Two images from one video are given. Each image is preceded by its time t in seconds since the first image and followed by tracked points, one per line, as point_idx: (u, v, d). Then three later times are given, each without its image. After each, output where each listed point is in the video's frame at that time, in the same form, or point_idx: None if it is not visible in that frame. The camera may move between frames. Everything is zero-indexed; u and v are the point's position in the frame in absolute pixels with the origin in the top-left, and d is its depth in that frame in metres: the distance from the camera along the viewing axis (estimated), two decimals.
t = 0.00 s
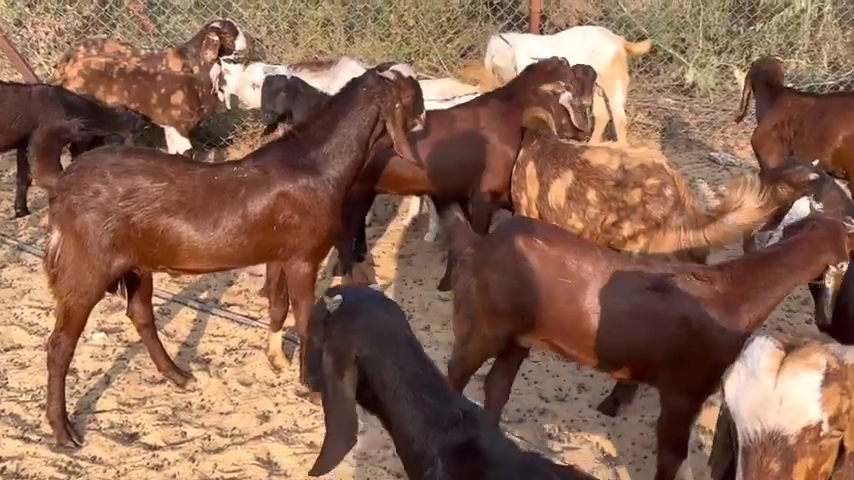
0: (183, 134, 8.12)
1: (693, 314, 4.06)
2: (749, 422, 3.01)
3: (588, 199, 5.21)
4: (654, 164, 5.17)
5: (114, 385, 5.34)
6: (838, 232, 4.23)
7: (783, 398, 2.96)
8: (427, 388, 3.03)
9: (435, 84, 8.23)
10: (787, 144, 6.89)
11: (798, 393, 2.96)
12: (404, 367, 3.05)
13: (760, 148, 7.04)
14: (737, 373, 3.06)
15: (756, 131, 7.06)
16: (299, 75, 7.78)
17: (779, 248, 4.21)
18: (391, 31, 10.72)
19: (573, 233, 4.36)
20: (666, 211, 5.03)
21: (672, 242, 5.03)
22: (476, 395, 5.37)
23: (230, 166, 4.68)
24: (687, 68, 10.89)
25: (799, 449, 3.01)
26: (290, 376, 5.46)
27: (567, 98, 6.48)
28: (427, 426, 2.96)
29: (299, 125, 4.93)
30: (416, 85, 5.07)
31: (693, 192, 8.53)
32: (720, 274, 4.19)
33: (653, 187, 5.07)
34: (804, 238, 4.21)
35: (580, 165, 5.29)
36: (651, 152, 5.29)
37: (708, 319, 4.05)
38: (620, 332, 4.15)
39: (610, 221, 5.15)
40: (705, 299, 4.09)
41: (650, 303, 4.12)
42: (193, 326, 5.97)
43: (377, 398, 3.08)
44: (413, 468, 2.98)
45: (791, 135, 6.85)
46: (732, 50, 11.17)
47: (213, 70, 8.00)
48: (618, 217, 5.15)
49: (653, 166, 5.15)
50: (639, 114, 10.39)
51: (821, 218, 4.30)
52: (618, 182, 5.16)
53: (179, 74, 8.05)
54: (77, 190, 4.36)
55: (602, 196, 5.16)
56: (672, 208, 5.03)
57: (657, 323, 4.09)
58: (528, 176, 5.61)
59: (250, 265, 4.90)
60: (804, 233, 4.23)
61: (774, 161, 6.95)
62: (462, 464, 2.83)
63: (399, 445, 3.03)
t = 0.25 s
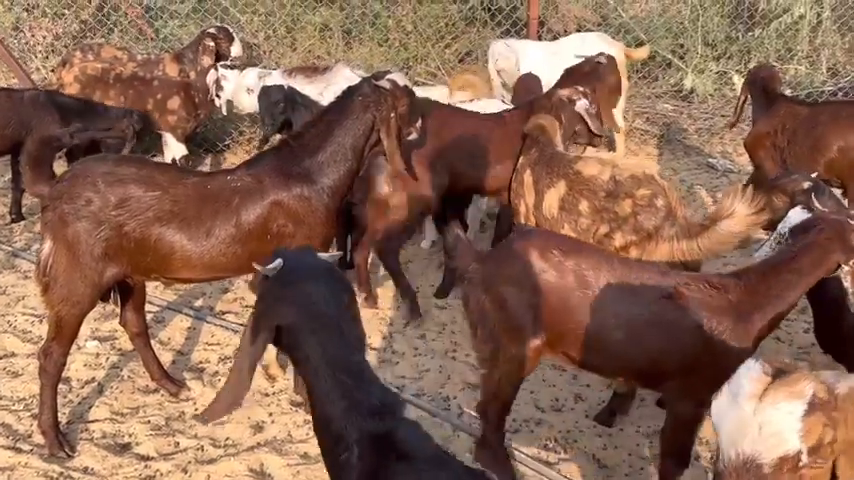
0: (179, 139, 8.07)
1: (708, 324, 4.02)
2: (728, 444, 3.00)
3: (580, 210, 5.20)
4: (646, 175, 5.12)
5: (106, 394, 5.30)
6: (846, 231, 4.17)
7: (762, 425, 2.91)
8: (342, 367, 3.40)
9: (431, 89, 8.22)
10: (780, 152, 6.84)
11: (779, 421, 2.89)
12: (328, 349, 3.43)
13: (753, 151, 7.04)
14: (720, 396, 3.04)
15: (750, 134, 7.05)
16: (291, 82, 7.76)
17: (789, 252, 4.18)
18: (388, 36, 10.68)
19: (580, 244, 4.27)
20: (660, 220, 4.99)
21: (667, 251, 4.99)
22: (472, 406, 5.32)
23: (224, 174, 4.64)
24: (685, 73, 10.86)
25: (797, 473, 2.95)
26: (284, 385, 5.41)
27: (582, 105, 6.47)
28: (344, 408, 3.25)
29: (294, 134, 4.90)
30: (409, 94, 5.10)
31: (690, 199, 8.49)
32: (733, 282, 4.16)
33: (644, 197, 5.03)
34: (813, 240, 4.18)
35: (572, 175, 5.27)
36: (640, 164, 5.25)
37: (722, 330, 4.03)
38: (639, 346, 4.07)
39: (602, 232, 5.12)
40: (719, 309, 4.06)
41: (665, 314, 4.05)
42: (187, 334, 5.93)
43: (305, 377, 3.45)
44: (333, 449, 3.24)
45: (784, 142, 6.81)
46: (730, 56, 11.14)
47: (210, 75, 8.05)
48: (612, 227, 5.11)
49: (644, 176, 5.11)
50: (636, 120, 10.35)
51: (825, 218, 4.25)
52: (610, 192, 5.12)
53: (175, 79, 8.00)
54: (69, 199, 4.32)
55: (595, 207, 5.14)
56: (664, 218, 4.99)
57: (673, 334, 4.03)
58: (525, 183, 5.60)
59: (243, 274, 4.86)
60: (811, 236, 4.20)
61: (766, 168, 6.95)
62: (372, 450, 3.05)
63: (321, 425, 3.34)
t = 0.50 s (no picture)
0: (178, 142, 8.09)
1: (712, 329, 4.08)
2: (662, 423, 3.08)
3: (577, 213, 5.22)
4: (639, 179, 5.18)
5: (105, 396, 5.32)
6: (842, 226, 4.21)
7: (692, 418, 2.97)
8: (319, 337, 3.24)
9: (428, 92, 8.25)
10: (774, 152, 6.91)
11: (708, 422, 2.93)
12: (298, 323, 3.23)
13: (750, 148, 7.13)
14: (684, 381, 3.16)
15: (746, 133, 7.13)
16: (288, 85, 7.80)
17: (789, 251, 4.20)
18: (386, 39, 10.71)
19: (584, 249, 4.28)
20: (652, 223, 5.05)
21: (661, 255, 5.04)
22: (470, 409, 5.34)
23: (223, 178, 4.66)
24: (682, 77, 10.89)
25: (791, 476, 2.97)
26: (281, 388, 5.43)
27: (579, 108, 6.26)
28: (304, 383, 3.11)
29: (292, 137, 4.92)
30: (408, 97, 5.13)
31: (688, 202, 8.52)
32: (737, 285, 4.20)
33: (637, 200, 5.08)
34: (811, 237, 4.20)
35: (569, 179, 5.29)
36: (636, 169, 5.31)
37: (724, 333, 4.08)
38: (647, 350, 4.09)
39: (597, 235, 5.16)
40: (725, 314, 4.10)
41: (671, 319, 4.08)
42: (186, 337, 5.95)
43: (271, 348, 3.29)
44: (285, 424, 3.12)
45: (778, 143, 6.87)
46: (728, 59, 11.16)
47: (209, 78, 8.10)
48: (608, 230, 5.14)
49: (638, 180, 5.17)
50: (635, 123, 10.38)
51: (821, 213, 4.28)
52: (606, 196, 5.15)
53: (174, 81, 8.02)
54: (68, 202, 4.34)
55: (591, 210, 5.16)
56: (656, 222, 5.05)
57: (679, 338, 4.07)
58: (521, 188, 5.58)
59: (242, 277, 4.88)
60: (809, 231, 4.21)
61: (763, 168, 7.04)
62: (323, 426, 2.95)
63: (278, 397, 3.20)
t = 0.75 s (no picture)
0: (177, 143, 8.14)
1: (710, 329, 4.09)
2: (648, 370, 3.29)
3: (572, 215, 5.28)
4: (634, 181, 5.25)
5: (104, 396, 5.36)
6: (829, 224, 4.32)
7: (669, 366, 3.15)
8: (313, 322, 3.24)
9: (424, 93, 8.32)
10: (766, 152, 6.99)
11: (679, 373, 3.10)
12: (290, 302, 3.25)
13: (745, 146, 7.20)
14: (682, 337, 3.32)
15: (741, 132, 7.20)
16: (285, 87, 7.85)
17: (781, 251, 4.27)
18: (384, 42, 10.77)
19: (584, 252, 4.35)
20: (647, 225, 5.12)
21: (655, 256, 5.11)
22: (466, 408, 5.40)
23: (222, 179, 4.72)
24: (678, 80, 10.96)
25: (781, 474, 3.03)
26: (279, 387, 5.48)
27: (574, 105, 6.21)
28: (291, 361, 3.16)
29: (291, 139, 4.98)
30: (406, 100, 5.20)
31: (683, 205, 8.58)
32: (732, 286, 4.25)
33: (631, 203, 5.15)
34: (800, 236, 4.28)
35: (564, 183, 5.34)
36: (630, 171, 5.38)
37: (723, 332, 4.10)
38: (646, 350, 4.11)
39: (592, 237, 5.23)
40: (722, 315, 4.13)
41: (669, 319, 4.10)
42: (184, 337, 6.00)
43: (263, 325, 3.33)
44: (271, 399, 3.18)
45: (771, 143, 6.94)
46: (723, 63, 11.23)
47: (208, 80, 8.15)
48: (603, 233, 5.20)
49: (632, 183, 5.24)
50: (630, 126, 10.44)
51: (808, 213, 4.37)
52: (600, 199, 5.22)
53: (172, 84, 8.06)
54: (69, 203, 4.39)
55: (586, 213, 5.23)
56: (651, 223, 5.11)
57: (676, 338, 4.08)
58: (517, 191, 5.64)
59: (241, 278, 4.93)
60: (797, 231, 4.31)
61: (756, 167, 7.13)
62: (305, 404, 3.02)
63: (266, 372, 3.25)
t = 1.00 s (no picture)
0: (174, 143, 8.19)
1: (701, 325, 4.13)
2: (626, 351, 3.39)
3: (565, 216, 5.34)
4: (626, 181, 5.32)
5: (102, 392, 5.41)
6: (815, 224, 4.41)
7: (641, 347, 3.25)
8: (308, 307, 3.30)
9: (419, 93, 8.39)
10: (757, 152, 7.07)
11: (648, 351, 3.19)
12: (285, 286, 3.32)
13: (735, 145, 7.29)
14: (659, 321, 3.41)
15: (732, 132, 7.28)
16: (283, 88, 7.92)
17: (769, 248, 4.35)
18: (380, 44, 10.85)
19: (575, 252, 4.42)
20: (640, 225, 5.19)
21: (648, 255, 5.19)
22: (461, 405, 5.45)
23: (219, 177, 4.77)
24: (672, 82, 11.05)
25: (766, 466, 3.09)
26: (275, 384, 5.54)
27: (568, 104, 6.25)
28: (285, 343, 3.22)
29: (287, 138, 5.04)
30: (400, 100, 5.28)
31: (676, 205, 8.66)
32: (721, 282, 4.30)
33: (624, 203, 5.22)
34: (788, 234, 4.37)
35: (556, 184, 5.41)
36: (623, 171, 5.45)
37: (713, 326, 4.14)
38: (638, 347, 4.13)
39: (586, 238, 5.30)
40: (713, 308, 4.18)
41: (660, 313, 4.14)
42: (181, 335, 6.05)
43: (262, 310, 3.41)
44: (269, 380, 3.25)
45: (761, 143, 7.03)
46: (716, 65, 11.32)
47: (204, 81, 8.17)
48: (596, 233, 5.27)
49: (624, 183, 5.31)
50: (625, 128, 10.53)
51: (796, 213, 4.47)
52: (593, 199, 5.29)
53: (170, 84, 8.12)
54: (68, 201, 4.46)
55: (579, 213, 5.30)
56: (644, 222, 5.19)
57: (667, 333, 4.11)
58: (511, 191, 5.70)
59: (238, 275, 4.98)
60: (783, 231, 4.40)
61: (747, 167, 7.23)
62: (297, 384, 3.08)
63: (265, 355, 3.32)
